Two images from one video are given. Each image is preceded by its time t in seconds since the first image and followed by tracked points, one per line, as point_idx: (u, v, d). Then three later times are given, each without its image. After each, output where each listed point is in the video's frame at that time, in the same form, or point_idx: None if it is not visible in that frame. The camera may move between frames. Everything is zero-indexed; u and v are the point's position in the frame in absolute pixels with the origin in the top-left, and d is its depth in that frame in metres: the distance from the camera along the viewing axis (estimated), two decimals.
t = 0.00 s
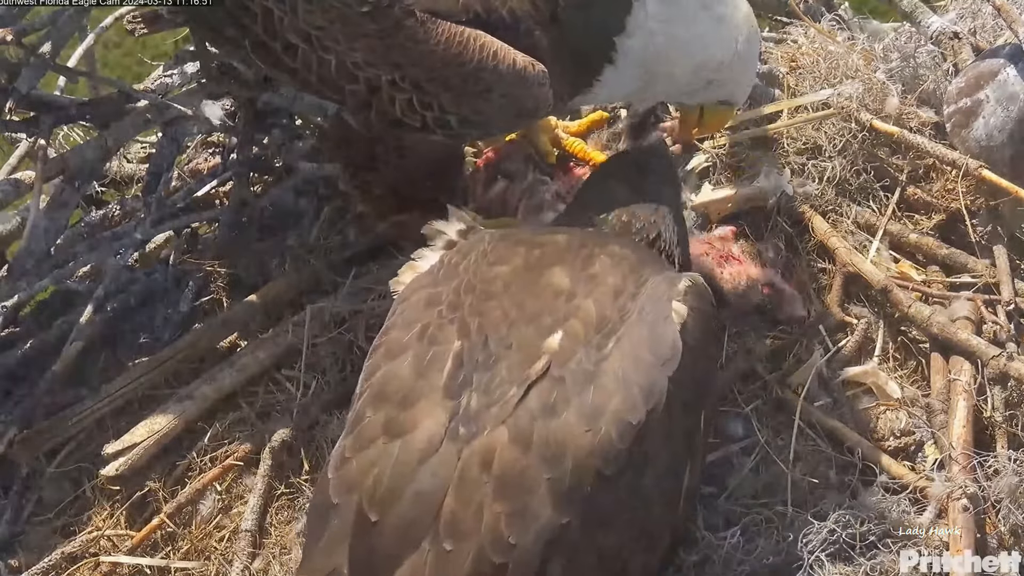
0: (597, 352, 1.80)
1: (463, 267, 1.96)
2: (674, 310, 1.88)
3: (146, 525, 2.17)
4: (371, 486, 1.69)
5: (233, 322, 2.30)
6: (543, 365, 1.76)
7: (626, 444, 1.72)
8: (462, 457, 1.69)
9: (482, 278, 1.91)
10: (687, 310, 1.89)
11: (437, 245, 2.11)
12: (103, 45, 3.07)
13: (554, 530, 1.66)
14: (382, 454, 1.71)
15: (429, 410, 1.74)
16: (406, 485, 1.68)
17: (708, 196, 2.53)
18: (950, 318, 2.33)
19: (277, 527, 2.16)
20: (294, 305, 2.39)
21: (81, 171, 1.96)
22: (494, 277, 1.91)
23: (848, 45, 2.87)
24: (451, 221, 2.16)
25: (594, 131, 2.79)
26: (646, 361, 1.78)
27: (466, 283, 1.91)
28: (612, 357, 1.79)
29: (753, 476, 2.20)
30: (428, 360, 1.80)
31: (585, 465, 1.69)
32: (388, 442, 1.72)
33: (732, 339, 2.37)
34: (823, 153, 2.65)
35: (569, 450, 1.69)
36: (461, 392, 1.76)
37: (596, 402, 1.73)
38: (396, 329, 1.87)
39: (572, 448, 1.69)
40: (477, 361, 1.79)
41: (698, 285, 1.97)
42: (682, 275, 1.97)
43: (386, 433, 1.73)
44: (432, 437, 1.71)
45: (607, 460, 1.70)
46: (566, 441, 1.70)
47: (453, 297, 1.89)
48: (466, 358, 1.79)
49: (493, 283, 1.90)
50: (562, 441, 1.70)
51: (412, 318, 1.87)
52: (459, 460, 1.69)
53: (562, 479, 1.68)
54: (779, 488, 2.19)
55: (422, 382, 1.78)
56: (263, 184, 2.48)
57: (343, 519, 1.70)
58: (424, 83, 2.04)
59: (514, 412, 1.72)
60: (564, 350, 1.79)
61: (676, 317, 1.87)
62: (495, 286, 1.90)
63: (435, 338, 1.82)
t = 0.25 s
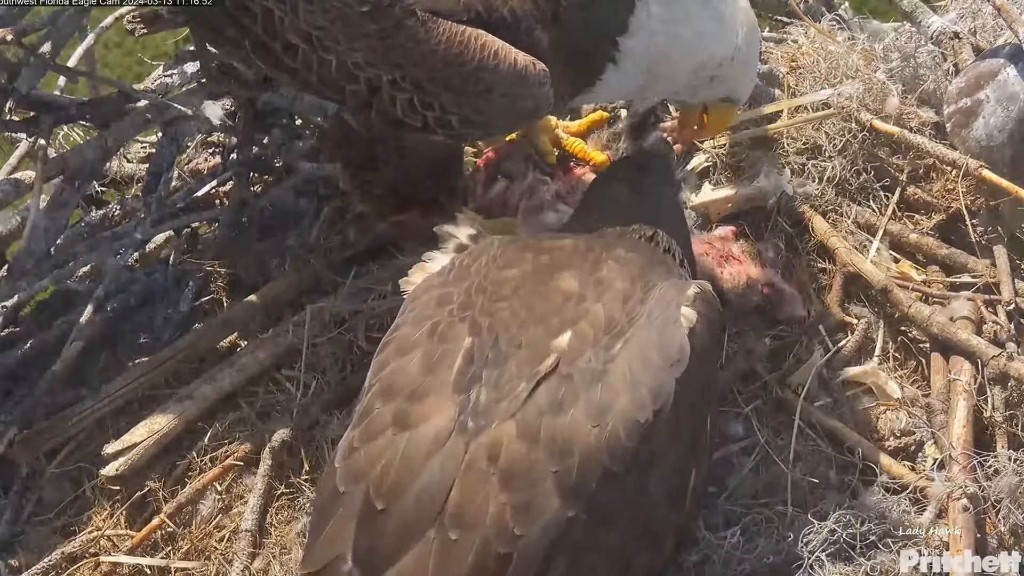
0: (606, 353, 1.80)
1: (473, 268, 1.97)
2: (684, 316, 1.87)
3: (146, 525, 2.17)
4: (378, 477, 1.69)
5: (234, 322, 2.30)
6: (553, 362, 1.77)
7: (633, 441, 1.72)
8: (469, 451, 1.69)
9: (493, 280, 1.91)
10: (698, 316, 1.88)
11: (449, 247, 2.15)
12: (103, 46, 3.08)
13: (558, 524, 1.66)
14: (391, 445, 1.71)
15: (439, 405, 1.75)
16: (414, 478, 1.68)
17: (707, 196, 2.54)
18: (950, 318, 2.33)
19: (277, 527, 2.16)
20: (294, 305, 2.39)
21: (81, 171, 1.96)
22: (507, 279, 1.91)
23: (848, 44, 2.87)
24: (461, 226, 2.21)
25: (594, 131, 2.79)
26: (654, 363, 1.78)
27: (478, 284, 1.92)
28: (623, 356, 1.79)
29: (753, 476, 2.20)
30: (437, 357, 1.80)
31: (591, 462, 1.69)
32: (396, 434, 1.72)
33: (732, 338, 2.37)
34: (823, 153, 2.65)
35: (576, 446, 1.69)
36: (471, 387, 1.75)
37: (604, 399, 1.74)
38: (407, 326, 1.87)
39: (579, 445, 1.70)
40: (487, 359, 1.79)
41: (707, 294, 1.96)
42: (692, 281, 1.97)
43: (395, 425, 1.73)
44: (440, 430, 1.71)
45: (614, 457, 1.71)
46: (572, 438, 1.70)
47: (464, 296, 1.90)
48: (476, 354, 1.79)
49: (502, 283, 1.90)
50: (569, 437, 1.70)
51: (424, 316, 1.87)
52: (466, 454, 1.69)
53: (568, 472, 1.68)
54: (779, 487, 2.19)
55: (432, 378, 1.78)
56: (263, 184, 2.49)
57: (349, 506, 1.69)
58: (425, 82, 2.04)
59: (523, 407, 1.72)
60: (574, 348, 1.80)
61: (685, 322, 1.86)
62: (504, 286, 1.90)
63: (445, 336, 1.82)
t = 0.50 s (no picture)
0: (624, 346, 1.81)
1: (495, 267, 1.99)
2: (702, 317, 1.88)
3: (146, 525, 2.17)
4: (397, 453, 1.67)
5: (234, 322, 2.30)
6: (573, 352, 1.79)
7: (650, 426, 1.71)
8: (489, 433, 1.69)
9: (511, 284, 1.93)
10: (716, 317, 1.89)
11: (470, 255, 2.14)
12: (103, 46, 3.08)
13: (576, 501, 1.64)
14: (413, 422, 1.71)
15: (461, 390, 1.75)
16: (435, 455, 1.67)
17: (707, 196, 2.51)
18: (950, 318, 2.33)
19: (277, 526, 2.16)
20: (295, 305, 2.39)
21: (81, 171, 1.96)
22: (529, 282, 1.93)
23: (849, 44, 2.86)
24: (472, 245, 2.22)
25: (594, 131, 2.79)
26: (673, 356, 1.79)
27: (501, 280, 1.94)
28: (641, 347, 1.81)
29: (753, 476, 2.21)
30: (460, 346, 1.81)
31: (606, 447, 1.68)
32: (418, 413, 1.72)
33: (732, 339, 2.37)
34: (823, 153, 2.65)
35: (593, 432, 1.69)
36: (494, 375, 1.77)
37: (623, 385, 1.74)
38: (431, 320, 1.89)
39: (596, 431, 1.69)
40: (509, 350, 1.81)
41: (724, 301, 1.97)
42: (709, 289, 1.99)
43: (417, 406, 1.73)
44: (462, 411, 1.71)
45: (633, 439, 1.70)
46: (589, 425, 1.70)
47: (486, 292, 1.92)
48: (498, 346, 1.81)
49: (523, 283, 1.92)
50: (586, 423, 1.70)
51: (448, 310, 1.89)
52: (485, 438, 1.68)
53: (587, 452, 1.67)
54: (778, 487, 2.19)
55: (455, 365, 1.79)
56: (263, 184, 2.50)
57: (366, 481, 1.67)
58: (424, 82, 2.04)
59: (542, 392, 1.73)
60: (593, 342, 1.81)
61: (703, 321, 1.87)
62: (526, 284, 1.92)
63: (469, 328, 1.84)
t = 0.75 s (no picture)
0: (629, 343, 1.82)
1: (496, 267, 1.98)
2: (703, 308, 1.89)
3: (146, 525, 2.18)
4: (410, 467, 1.66)
5: (234, 322, 2.30)
6: (578, 354, 1.78)
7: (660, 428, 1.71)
8: (501, 439, 1.69)
9: (511, 285, 1.91)
10: (716, 308, 1.90)
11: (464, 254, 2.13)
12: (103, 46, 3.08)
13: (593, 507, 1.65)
14: (423, 434, 1.70)
15: (468, 397, 1.74)
16: (449, 466, 1.66)
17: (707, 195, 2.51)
18: (950, 318, 2.32)
19: (277, 526, 2.16)
20: (294, 305, 2.39)
21: (81, 171, 1.96)
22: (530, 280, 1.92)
23: (849, 44, 2.86)
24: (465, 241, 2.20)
25: (594, 131, 2.77)
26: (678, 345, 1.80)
27: (501, 283, 1.92)
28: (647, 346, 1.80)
29: (753, 476, 2.21)
30: (464, 349, 1.79)
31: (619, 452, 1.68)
32: (428, 424, 1.71)
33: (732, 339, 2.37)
34: (823, 153, 2.64)
35: (604, 439, 1.69)
36: (499, 380, 1.76)
37: (630, 384, 1.75)
38: (431, 322, 1.86)
39: (606, 437, 1.69)
40: (513, 353, 1.79)
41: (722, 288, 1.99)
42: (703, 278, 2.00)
43: (425, 416, 1.72)
44: (472, 418, 1.71)
45: (647, 438, 1.70)
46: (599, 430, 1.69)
47: (486, 293, 1.90)
48: (502, 349, 1.79)
49: (524, 285, 1.91)
50: (595, 428, 1.69)
51: (450, 312, 1.87)
52: (498, 444, 1.68)
53: (600, 454, 1.67)
54: (778, 487, 2.19)
55: (461, 371, 1.77)
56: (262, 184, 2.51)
57: (383, 495, 1.66)
58: (425, 81, 2.03)
59: (552, 395, 1.74)
60: (597, 343, 1.81)
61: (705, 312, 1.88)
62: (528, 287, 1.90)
63: (471, 331, 1.82)
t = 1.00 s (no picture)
0: (628, 355, 1.80)
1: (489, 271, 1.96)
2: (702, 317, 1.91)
3: (146, 525, 2.18)
4: (403, 478, 1.65)
5: (234, 322, 2.30)
6: (575, 365, 1.77)
7: (655, 441, 1.71)
8: (494, 451, 1.67)
9: (510, 287, 1.90)
10: (715, 317, 1.91)
11: (460, 254, 2.09)
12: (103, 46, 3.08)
13: (587, 518, 1.64)
14: (417, 445, 1.68)
15: (461, 406, 1.72)
16: (442, 477, 1.65)
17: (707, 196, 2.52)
18: (950, 318, 2.32)
19: (277, 526, 2.16)
20: (294, 305, 2.39)
21: (81, 171, 1.96)
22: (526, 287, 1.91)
23: (849, 44, 2.86)
24: (457, 236, 2.17)
25: (594, 131, 2.77)
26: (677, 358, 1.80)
27: (496, 288, 1.90)
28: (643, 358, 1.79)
29: (753, 476, 2.21)
30: (459, 358, 1.78)
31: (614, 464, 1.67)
32: (421, 434, 1.69)
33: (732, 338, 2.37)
34: (823, 153, 2.64)
35: (600, 451, 1.67)
36: (493, 389, 1.75)
37: (629, 396, 1.74)
38: (427, 327, 1.84)
39: (602, 449, 1.68)
40: (507, 361, 1.78)
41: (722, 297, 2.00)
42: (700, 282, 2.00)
43: (418, 427, 1.70)
44: (466, 428, 1.69)
45: (642, 453, 1.69)
46: (596, 441, 1.68)
47: (481, 298, 1.88)
48: (496, 357, 1.78)
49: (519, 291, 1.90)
50: (592, 440, 1.68)
51: (444, 318, 1.85)
52: (492, 457, 1.66)
53: (596, 466, 1.66)
54: (778, 487, 2.19)
55: (454, 378, 1.76)
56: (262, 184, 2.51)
57: (375, 509, 1.65)
58: (425, 81, 2.03)
59: (547, 407, 1.73)
60: (594, 353, 1.79)
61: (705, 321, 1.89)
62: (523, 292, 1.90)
63: (465, 338, 1.81)
